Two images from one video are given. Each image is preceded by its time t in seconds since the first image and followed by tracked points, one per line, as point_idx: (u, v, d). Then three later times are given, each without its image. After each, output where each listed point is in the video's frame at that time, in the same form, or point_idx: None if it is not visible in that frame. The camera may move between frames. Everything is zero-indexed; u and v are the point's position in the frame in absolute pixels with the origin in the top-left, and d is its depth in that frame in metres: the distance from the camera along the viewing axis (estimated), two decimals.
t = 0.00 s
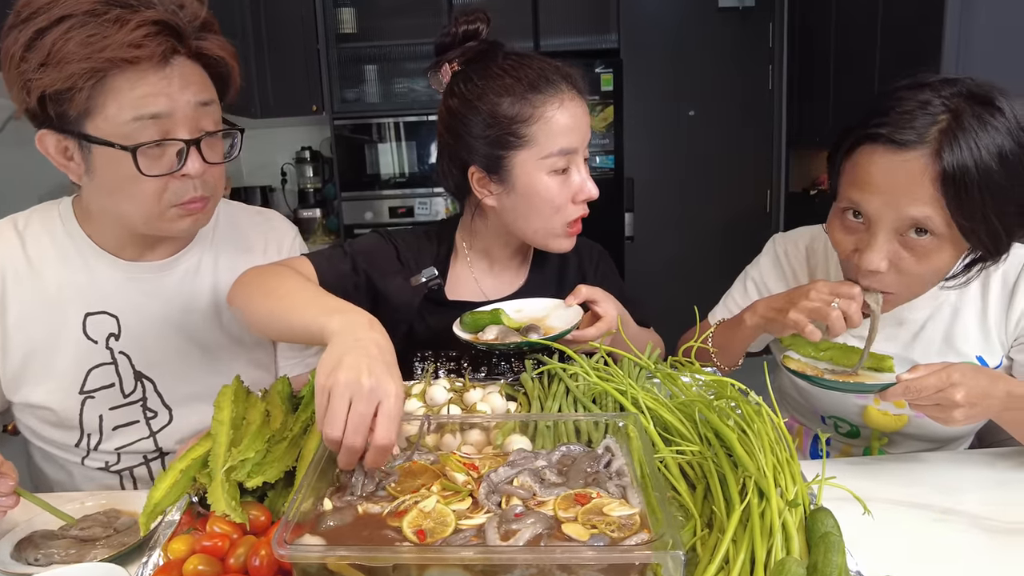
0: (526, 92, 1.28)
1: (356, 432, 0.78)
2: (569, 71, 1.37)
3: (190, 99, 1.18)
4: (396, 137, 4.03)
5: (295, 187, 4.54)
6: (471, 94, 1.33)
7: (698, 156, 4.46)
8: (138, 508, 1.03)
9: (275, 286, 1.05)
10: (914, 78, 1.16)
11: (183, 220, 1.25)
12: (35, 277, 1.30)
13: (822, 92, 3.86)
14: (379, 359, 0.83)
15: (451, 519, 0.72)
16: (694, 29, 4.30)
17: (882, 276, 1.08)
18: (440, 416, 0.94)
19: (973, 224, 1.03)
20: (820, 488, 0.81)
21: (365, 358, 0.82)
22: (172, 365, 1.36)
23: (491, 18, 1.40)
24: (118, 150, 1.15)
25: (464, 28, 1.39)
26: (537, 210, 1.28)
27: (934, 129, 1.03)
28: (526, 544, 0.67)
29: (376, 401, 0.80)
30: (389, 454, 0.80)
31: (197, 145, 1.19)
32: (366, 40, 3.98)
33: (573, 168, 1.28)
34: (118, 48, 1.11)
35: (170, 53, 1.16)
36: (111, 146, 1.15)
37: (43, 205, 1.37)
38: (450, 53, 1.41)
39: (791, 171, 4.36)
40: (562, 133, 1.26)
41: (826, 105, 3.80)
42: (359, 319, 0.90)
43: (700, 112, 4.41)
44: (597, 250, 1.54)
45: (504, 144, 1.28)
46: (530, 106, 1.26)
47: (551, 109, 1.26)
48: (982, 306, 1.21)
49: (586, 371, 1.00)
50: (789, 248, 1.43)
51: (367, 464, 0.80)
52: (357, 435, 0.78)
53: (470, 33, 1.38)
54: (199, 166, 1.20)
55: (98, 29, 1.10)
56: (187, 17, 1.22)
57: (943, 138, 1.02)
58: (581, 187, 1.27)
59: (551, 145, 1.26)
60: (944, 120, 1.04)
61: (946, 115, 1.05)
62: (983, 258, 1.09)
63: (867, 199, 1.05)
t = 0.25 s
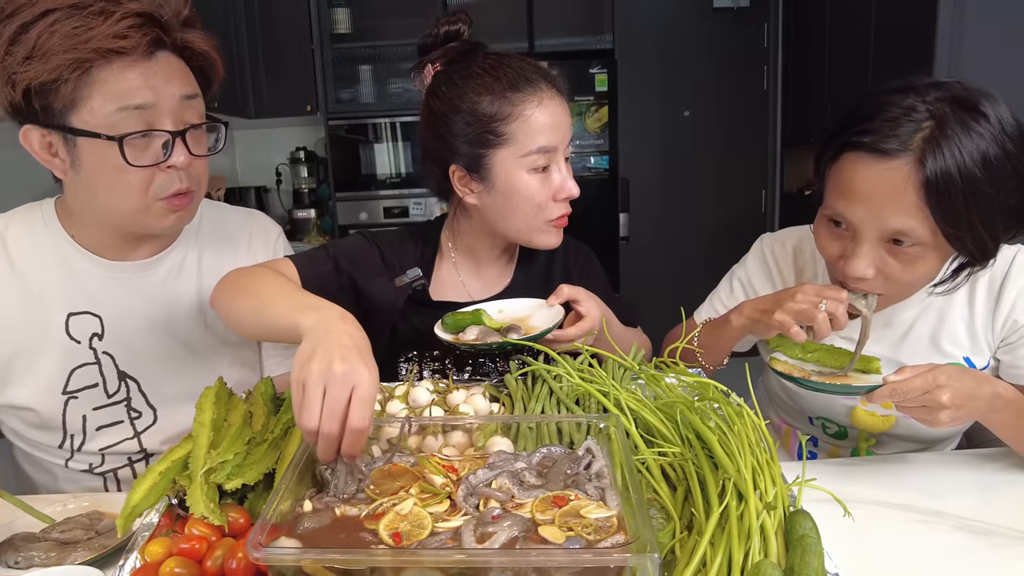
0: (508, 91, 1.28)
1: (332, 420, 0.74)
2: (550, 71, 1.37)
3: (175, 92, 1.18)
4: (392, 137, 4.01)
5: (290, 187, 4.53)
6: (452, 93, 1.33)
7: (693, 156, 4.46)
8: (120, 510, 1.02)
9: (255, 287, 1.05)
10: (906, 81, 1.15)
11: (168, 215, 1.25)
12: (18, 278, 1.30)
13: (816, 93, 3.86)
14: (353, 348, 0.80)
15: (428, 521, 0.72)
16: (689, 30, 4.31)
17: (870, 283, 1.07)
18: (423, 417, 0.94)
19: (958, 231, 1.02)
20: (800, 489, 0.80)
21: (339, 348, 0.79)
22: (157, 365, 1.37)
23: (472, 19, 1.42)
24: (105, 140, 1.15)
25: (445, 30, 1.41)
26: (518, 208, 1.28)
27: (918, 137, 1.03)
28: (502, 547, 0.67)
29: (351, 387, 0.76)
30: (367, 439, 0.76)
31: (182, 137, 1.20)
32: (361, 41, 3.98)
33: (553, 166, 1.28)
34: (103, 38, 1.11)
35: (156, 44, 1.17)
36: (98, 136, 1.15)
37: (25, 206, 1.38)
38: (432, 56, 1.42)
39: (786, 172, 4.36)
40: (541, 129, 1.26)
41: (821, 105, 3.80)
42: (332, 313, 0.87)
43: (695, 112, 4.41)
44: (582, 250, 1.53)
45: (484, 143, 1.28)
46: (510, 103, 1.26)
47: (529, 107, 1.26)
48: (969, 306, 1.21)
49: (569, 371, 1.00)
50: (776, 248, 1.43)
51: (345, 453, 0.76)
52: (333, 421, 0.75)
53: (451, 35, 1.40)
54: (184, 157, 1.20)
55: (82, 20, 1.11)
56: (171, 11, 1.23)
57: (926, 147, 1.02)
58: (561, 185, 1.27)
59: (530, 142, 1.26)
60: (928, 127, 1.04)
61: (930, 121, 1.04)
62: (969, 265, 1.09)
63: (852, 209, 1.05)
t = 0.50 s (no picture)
0: (483, 92, 1.28)
1: (306, 419, 0.76)
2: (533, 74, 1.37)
3: (148, 87, 1.20)
4: (388, 137, 4.02)
5: (284, 187, 4.53)
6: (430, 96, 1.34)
7: (687, 156, 4.46)
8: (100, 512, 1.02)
9: (234, 289, 1.04)
10: (877, 83, 1.16)
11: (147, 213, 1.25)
12: None
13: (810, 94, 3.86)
14: (326, 349, 0.82)
15: (402, 524, 0.71)
16: (683, 30, 4.31)
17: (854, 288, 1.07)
18: (402, 419, 0.93)
19: (935, 231, 1.02)
20: (779, 491, 0.80)
21: (311, 350, 0.80)
22: (134, 369, 1.42)
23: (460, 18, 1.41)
24: (76, 137, 1.16)
25: (432, 30, 1.40)
26: (494, 210, 1.27)
27: (890, 141, 1.03)
28: (474, 550, 0.67)
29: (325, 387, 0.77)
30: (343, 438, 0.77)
31: (156, 132, 1.20)
32: (354, 41, 3.97)
33: (531, 168, 1.27)
34: (70, 32, 1.12)
35: (123, 38, 1.19)
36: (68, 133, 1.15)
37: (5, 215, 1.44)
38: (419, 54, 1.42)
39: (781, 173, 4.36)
40: (518, 131, 1.25)
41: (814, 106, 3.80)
42: (306, 316, 0.88)
43: (690, 113, 4.41)
44: (567, 251, 1.53)
45: (460, 144, 1.28)
46: (485, 103, 1.26)
47: (508, 110, 1.26)
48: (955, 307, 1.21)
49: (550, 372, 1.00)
50: (761, 249, 1.42)
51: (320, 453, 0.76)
52: (308, 421, 0.76)
53: (438, 35, 1.40)
54: (159, 152, 1.21)
55: (49, 15, 1.12)
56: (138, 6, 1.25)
57: (898, 150, 1.02)
58: (539, 188, 1.26)
59: (507, 143, 1.25)
60: (898, 130, 1.04)
61: (900, 124, 1.05)
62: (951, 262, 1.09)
63: (831, 217, 1.04)
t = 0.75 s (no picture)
0: (455, 92, 1.29)
1: (276, 420, 0.76)
2: (513, 74, 1.37)
3: (123, 83, 1.22)
4: (380, 137, 3.99)
5: (277, 187, 4.52)
6: (410, 99, 1.35)
7: (681, 156, 4.46)
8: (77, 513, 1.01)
9: (212, 289, 1.05)
10: (850, 82, 1.16)
11: (125, 211, 1.27)
12: None
13: (803, 93, 3.86)
14: (297, 350, 0.82)
15: (372, 524, 0.71)
16: (676, 30, 4.31)
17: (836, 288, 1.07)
18: (379, 418, 0.93)
19: (911, 227, 1.01)
20: (754, 489, 0.80)
21: (281, 351, 0.81)
22: (114, 369, 1.44)
23: (454, 16, 1.42)
24: (51, 135, 1.17)
25: (425, 26, 1.42)
26: (460, 207, 1.27)
27: (859, 140, 1.03)
28: (444, 549, 0.66)
29: (295, 389, 0.78)
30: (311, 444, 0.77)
31: (133, 129, 1.22)
32: (346, 40, 3.96)
33: (502, 167, 1.26)
34: (41, 28, 1.14)
35: (96, 35, 1.21)
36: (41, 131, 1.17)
37: None
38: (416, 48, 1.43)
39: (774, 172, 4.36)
40: (486, 129, 1.25)
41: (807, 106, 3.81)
42: (279, 317, 0.89)
43: (683, 113, 4.41)
44: (552, 251, 1.53)
45: (433, 143, 1.29)
46: (454, 101, 1.28)
47: (481, 107, 1.26)
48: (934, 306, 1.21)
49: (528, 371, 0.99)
50: (742, 248, 1.42)
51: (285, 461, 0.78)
52: (279, 423, 0.76)
53: (431, 32, 1.41)
54: (136, 149, 1.23)
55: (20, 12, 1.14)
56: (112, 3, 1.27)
57: (867, 149, 1.01)
58: (508, 190, 1.25)
59: (473, 141, 1.25)
60: (867, 129, 1.04)
61: (868, 123, 1.04)
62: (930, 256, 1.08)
63: (808, 218, 1.05)
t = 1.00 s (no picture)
0: (435, 92, 1.29)
1: (244, 425, 0.78)
2: (495, 75, 1.36)
3: (103, 82, 1.21)
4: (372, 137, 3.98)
5: (268, 187, 4.51)
6: (390, 97, 1.35)
7: (673, 156, 4.47)
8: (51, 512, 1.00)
9: (188, 288, 1.04)
10: (823, 78, 1.16)
11: (104, 210, 1.27)
12: None
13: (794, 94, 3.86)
14: (268, 352, 0.84)
15: (340, 522, 0.71)
16: (668, 30, 4.31)
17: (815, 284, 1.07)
18: (354, 417, 0.93)
19: (887, 219, 1.00)
20: (727, 488, 0.79)
21: (252, 353, 0.83)
22: (95, 367, 1.43)
23: (438, 13, 1.41)
24: (27, 131, 1.16)
25: (409, 23, 1.41)
26: (437, 207, 1.28)
27: (832, 135, 1.03)
28: (410, 548, 0.66)
29: (263, 394, 0.80)
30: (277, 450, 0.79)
31: (112, 127, 1.22)
32: (338, 39, 3.94)
33: (480, 169, 1.26)
34: (18, 24, 1.14)
35: (74, 33, 1.20)
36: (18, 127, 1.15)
37: None
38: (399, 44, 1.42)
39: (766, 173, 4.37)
40: (465, 132, 1.25)
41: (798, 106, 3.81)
42: (252, 317, 0.90)
43: (675, 113, 4.41)
44: (535, 249, 1.53)
45: (412, 143, 1.29)
46: (433, 102, 1.28)
47: (461, 108, 1.26)
48: (914, 304, 1.22)
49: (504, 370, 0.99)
50: (724, 247, 1.42)
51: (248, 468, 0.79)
52: (246, 427, 0.78)
53: (416, 28, 1.40)
54: (115, 147, 1.22)
55: None
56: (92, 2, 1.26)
57: (839, 142, 1.01)
58: (485, 192, 1.25)
59: (452, 143, 1.25)
60: (840, 123, 1.04)
61: (841, 118, 1.04)
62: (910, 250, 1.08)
63: (784, 214, 1.05)
